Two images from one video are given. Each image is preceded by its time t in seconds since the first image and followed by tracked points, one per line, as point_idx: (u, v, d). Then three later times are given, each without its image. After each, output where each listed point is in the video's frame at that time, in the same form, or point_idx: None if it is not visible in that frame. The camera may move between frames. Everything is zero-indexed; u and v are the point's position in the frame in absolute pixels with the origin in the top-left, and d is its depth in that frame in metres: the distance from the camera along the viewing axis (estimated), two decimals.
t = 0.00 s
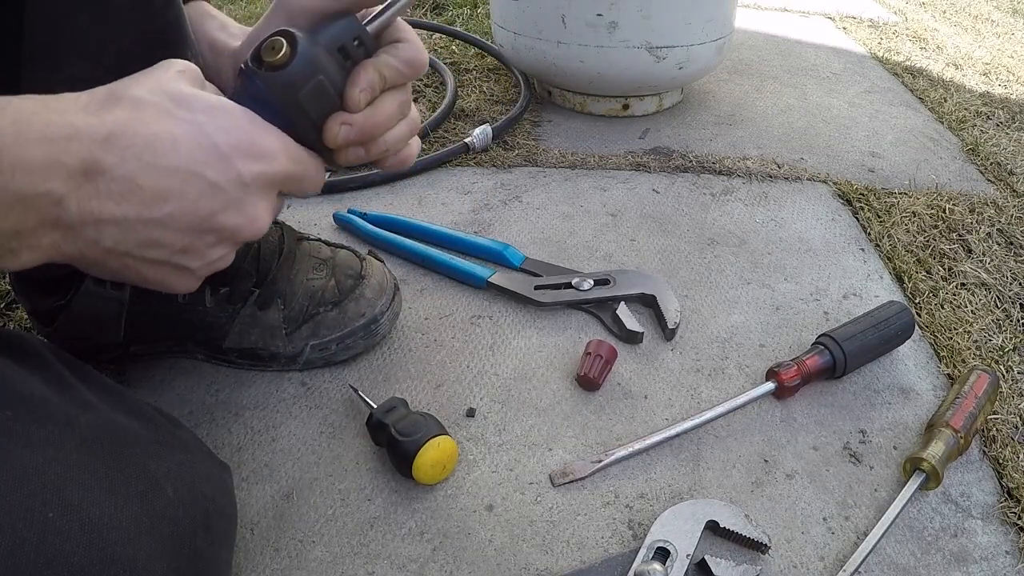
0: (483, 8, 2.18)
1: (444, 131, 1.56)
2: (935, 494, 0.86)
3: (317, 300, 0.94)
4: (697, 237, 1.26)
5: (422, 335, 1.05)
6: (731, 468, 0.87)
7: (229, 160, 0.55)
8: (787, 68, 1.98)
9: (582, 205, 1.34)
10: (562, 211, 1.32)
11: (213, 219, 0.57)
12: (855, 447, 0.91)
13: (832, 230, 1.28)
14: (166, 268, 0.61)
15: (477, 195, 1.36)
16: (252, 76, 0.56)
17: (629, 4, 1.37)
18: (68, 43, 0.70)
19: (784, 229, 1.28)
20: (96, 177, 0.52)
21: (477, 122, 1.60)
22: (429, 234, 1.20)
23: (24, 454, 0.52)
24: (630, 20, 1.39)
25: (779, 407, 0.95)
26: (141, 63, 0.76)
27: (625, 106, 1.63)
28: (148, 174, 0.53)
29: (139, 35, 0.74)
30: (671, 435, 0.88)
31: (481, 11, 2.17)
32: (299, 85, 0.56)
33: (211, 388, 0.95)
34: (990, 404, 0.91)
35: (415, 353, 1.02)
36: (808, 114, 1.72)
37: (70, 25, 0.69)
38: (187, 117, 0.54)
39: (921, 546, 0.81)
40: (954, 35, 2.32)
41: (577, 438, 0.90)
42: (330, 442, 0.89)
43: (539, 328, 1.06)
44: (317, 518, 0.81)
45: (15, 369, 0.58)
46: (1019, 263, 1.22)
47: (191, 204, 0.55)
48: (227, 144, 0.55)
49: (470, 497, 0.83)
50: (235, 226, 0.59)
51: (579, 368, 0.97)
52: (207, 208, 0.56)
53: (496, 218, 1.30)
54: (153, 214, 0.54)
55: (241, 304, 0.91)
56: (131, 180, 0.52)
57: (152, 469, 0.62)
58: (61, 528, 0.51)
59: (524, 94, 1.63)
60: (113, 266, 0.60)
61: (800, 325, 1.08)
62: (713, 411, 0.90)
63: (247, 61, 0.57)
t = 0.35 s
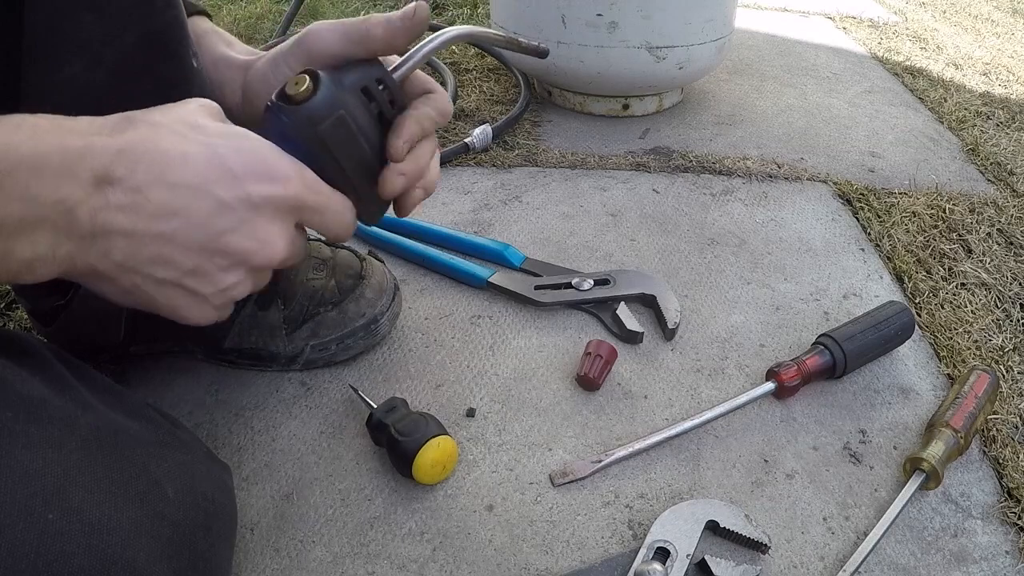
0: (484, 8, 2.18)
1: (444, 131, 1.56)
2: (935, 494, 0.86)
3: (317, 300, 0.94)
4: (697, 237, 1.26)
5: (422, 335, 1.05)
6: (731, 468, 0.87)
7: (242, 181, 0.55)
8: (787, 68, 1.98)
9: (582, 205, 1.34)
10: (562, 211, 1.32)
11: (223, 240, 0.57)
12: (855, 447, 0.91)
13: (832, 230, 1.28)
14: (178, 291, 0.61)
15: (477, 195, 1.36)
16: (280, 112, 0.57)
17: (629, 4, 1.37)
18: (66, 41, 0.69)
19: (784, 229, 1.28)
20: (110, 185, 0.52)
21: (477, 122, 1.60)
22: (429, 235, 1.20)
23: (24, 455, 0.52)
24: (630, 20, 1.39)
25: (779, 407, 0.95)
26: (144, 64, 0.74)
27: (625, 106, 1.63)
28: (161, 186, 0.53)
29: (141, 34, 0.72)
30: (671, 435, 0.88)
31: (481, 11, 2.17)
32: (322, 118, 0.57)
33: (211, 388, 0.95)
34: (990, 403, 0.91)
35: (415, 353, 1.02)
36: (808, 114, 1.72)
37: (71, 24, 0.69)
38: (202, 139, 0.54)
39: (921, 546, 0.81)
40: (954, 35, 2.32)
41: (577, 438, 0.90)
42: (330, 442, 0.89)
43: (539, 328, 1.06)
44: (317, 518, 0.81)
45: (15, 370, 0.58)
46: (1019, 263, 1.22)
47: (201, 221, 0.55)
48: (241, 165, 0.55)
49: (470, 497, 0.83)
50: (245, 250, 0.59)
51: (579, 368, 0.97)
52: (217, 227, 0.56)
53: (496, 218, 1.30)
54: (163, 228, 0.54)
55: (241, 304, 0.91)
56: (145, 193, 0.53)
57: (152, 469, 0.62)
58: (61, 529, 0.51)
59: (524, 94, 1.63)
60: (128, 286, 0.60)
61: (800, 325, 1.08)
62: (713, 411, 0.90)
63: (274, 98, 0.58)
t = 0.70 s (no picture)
0: (484, 8, 2.18)
1: (444, 131, 1.56)
2: (935, 494, 0.86)
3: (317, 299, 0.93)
4: (697, 237, 1.26)
5: (422, 335, 1.05)
6: (732, 468, 0.87)
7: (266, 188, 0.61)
8: (787, 69, 1.98)
9: (582, 205, 1.34)
10: (562, 211, 1.32)
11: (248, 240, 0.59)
12: (855, 447, 0.91)
13: (832, 230, 1.28)
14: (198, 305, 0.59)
15: (477, 195, 1.36)
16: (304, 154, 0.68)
17: (629, 4, 1.37)
18: (69, 39, 0.69)
19: (784, 229, 1.28)
20: (137, 186, 0.57)
21: (477, 122, 1.60)
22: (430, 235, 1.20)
23: (24, 458, 0.52)
24: (629, 20, 1.39)
25: (779, 407, 0.95)
26: (146, 63, 0.75)
27: (625, 106, 1.63)
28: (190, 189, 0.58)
29: (143, 33, 0.73)
30: (671, 435, 0.88)
31: (481, 11, 2.17)
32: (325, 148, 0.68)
33: (211, 388, 0.95)
34: (990, 403, 0.91)
35: (415, 353, 1.02)
36: (808, 114, 1.72)
37: (72, 23, 0.69)
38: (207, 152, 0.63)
39: (921, 546, 0.81)
40: (954, 35, 2.32)
41: (577, 438, 0.90)
42: (330, 442, 0.89)
43: (539, 328, 1.06)
44: (317, 518, 0.81)
45: (14, 370, 0.58)
46: (1019, 263, 1.22)
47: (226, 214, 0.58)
48: (247, 159, 0.61)
49: (470, 497, 0.83)
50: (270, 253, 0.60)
51: (579, 368, 0.97)
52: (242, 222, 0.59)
53: (496, 218, 1.30)
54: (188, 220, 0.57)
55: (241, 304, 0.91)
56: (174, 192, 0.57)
57: (152, 470, 0.62)
58: (61, 533, 0.51)
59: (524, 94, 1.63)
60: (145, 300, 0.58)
61: (800, 325, 1.08)
62: (713, 411, 0.90)
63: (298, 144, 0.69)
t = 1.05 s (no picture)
0: (484, 8, 2.18)
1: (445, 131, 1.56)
2: (935, 494, 0.86)
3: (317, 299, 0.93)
4: (697, 237, 1.26)
5: (422, 335, 1.05)
6: (731, 468, 0.87)
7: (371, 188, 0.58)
8: (787, 69, 1.98)
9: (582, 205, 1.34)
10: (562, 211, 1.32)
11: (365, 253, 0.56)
12: (855, 447, 0.91)
13: (832, 230, 1.28)
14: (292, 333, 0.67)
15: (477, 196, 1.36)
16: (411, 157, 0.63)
17: (630, 4, 1.37)
18: (69, 40, 0.69)
19: (784, 229, 1.28)
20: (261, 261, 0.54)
21: (477, 122, 1.60)
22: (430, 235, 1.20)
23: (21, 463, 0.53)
24: (629, 20, 1.39)
25: (779, 407, 0.95)
26: (147, 60, 0.74)
27: (625, 106, 1.63)
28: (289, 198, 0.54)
29: (143, 30, 0.72)
30: (671, 435, 0.88)
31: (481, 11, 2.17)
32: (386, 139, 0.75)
33: (211, 388, 0.95)
34: (990, 404, 0.91)
35: (415, 353, 1.02)
36: (808, 114, 1.72)
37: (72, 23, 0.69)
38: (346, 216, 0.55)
39: (921, 546, 0.81)
40: (954, 34, 2.32)
41: (577, 438, 0.90)
42: (331, 442, 0.89)
43: (539, 328, 1.06)
44: (317, 518, 0.81)
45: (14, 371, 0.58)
46: (1019, 263, 1.22)
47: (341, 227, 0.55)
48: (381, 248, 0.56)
49: (470, 497, 0.83)
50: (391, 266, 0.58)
51: (579, 368, 0.97)
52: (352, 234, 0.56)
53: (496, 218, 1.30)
54: (296, 249, 0.54)
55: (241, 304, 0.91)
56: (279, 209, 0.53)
57: (152, 471, 0.61)
58: (60, 533, 0.51)
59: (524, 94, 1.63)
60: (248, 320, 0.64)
61: (800, 325, 1.08)
62: (713, 411, 0.90)
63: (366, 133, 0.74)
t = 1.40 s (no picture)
0: (484, 8, 2.18)
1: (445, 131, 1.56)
2: (935, 494, 0.86)
3: (317, 298, 0.93)
4: (697, 237, 1.26)
5: (422, 335, 1.05)
6: (732, 468, 0.87)
7: (418, 217, 0.67)
8: (787, 69, 1.98)
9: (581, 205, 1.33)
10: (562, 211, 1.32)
11: (423, 269, 0.75)
12: (855, 447, 0.91)
13: (832, 230, 1.28)
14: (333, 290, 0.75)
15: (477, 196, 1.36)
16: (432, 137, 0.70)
17: (629, 4, 1.37)
18: (71, 34, 0.68)
19: (784, 229, 1.28)
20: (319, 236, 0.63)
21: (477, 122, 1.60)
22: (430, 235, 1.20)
23: (24, 455, 0.53)
24: (630, 20, 1.39)
25: (779, 407, 0.95)
26: (150, 52, 0.75)
27: (625, 106, 1.63)
28: (361, 234, 0.66)
29: (147, 22, 0.72)
30: (671, 435, 0.88)
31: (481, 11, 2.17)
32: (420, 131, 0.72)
33: (211, 388, 0.95)
34: (990, 403, 0.91)
35: (415, 353, 1.02)
36: (808, 114, 1.72)
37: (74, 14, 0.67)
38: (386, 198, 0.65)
39: (921, 546, 0.81)
40: (954, 34, 2.32)
41: (577, 438, 0.90)
42: (331, 442, 0.89)
43: (539, 328, 1.06)
44: (317, 518, 0.81)
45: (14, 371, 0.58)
46: (1019, 263, 1.22)
47: (404, 251, 0.71)
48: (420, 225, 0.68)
49: (470, 497, 0.83)
50: (445, 275, 0.77)
51: (579, 368, 0.97)
52: (415, 258, 0.72)
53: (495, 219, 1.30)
54: (368, 246, 0.68)
55: (241, 304, 0.91)
56: (354, 243, 0.66)
57: (152, 468, 0.61)
58: (62, 527, 0.51)
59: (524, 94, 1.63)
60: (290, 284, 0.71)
61: (800, 325, 1.08)
62: (713, 410, 0.90)
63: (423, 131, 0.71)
